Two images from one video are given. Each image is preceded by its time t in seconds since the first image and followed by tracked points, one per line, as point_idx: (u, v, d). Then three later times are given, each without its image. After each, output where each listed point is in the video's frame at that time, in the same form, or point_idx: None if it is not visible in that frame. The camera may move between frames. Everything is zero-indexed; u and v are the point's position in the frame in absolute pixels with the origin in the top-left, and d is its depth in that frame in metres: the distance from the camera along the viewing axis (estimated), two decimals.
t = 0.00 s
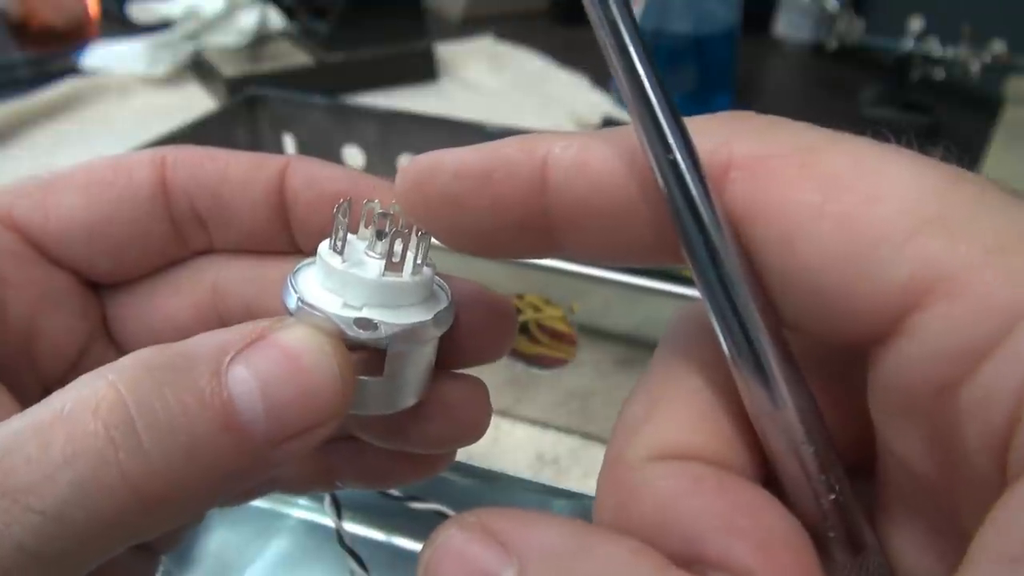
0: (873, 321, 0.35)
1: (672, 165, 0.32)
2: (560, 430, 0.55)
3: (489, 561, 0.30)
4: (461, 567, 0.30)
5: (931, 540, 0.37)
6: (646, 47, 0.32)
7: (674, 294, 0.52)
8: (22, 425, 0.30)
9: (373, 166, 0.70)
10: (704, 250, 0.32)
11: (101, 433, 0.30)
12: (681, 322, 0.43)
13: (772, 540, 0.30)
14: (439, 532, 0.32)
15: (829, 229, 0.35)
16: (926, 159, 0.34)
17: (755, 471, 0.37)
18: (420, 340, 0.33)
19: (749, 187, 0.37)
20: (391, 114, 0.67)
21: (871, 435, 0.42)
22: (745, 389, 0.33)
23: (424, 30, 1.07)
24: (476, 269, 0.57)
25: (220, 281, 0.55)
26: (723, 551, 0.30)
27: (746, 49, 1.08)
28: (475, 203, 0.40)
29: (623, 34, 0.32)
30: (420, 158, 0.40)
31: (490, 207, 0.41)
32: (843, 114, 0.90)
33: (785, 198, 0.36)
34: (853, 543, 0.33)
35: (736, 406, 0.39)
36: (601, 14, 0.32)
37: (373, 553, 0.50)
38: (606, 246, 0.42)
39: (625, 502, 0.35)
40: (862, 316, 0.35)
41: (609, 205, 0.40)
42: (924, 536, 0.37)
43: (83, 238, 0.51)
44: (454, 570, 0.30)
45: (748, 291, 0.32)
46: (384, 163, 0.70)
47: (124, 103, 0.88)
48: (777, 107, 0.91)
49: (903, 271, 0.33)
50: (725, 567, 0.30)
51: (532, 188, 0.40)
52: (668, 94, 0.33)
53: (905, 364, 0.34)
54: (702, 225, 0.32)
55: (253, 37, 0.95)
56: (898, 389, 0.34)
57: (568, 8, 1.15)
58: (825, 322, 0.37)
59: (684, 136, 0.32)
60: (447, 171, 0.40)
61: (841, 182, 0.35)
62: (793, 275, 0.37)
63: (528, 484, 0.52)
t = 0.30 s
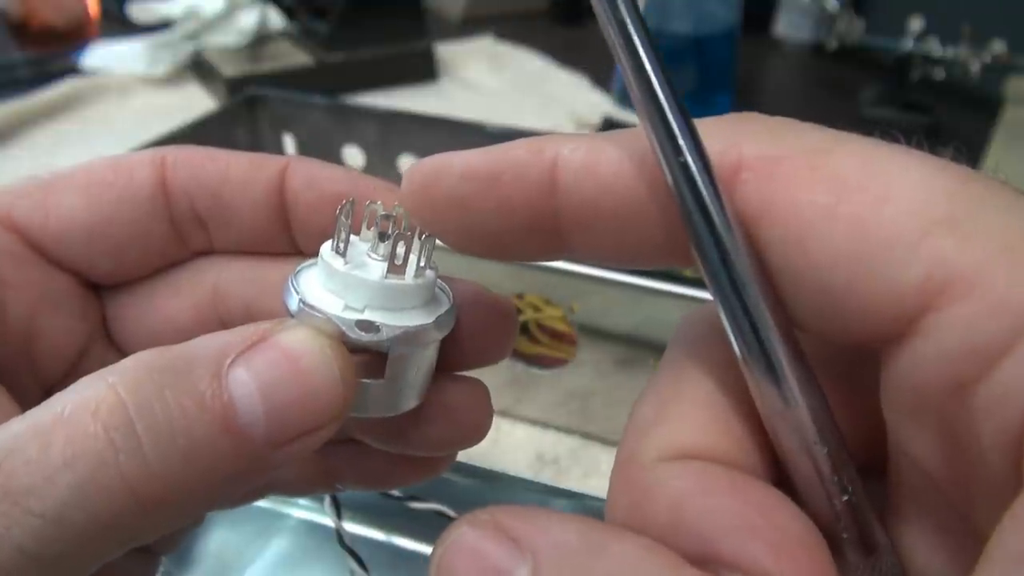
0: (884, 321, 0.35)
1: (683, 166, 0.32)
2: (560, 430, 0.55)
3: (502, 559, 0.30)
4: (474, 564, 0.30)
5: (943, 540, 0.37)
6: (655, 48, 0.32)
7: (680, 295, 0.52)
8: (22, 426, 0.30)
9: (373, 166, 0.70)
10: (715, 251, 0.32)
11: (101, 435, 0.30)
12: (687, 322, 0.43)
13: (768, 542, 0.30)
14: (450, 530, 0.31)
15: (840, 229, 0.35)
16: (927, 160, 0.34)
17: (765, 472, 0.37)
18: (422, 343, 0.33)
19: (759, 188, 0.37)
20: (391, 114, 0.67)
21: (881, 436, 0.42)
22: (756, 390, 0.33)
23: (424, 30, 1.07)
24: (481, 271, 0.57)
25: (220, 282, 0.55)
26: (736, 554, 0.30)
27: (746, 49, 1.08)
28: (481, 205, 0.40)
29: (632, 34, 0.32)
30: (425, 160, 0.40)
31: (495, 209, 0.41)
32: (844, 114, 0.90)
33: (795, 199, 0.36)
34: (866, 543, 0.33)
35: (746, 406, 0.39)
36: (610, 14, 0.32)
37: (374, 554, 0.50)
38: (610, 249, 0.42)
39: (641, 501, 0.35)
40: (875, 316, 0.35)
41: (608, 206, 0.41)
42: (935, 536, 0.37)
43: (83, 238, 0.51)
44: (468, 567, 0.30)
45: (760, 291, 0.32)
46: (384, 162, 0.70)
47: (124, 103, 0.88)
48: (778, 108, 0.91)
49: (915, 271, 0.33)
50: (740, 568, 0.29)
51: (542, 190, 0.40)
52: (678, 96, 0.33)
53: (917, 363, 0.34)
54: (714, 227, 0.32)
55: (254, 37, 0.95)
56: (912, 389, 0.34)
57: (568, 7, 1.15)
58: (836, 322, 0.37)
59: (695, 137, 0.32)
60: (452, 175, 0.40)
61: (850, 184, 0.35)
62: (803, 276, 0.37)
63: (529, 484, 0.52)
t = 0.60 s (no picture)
0: (885, 325, 0.35)
1: (683, 170, 0.31)
2: (560, 430, 0.55)
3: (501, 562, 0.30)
4: (472, 566, 0.30)
5: (940, 543, 0.37)
6: (655, 50, 0.32)
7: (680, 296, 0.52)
8: (26, 424, 0.30)
9: (373, 166, 0.70)
10: (716, 255, 0.32)
11: (105, 433, 0.30)
12: (684, 326, 0.43)
13: (768, 544, 0.30)
14: (450, 533, 0.31)
15: (839, 234, 0.35)
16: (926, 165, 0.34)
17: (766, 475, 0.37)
18: (423, 344, 0.32)
19: (758, 195, 0.36)
20: (391, 114, 0.67)
21: (878, 439, 0.42)
22: (756, 393, 0.33)
23: (424, 30, 1.07)
24: (481, 272, 0.57)
25: (222, 284, 0.55)
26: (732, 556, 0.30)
27: (746, 49, 1.08)
28: (482, 208, 0.40)
29: (633, 37, 0.32)
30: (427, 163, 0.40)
31: (496, 212, 0.41)
32: (843, 114, 0.90)
33: (795, 203, 0.36)
34: (865, 545, 0.33)
35: (747, 409, 0.39)
36: (610, 16, 0.32)
37: (373, 554, 0.50)
38: (604, 252, 0.42)
39: (639, 505, 0.35)
40: (875, 319, 0.35)
41: (603, 217, 0.40)
42: (934, 538, 0.37)
43: (85, 240, 0.51)
44: (466, 570, 0.30)
45: (760, 296, 0.32)
46: (384, 163, 0.70)
47: (123, 103, 0.88)
48: (778, 109, 0.91)
49: (913, 274, 0.33)
50: (737, 569, 0.29)
51: (542, 195, 0.40)
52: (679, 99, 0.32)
53: (916, 368, 0.34)
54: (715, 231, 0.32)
55: (254, 37, 0.95)
56: (910, 392, 0.34)
57: (567, 7, 1.14)
58: (836, 327, 0.37)
59: (696, 141, 0.32)
60: (454, 181, 0.40)
61: (846, 189, 0.35)
62: (804, 281, 0.36)
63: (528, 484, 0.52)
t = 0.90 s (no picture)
0: (917, 292, 0.35)
1: (722, 130, 0.31)
2: (560, 429, 0.56)
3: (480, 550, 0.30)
4: (452, 554, 0.30)
5: (964, 527, 0.37)
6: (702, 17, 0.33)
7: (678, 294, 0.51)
8: (16, 419, 0.30)
9: (373, 165, 0.70)
10: (750, 221, 0.31)
11: (95, 428, 0.30)
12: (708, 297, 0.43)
13: (761, 540, 0.30)
14: (427, 521, 0.31)
15: (873, 197, 0.35)
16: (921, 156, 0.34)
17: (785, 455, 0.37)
18: (418, 338, 0.33)
19: (795, 155, 0.37)
20: (391, 114, 0.67)
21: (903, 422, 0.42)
22: (784, 370, 0.32)
23: (424, 30, 1.07)
24: (481, 269, 0.56)
25: (218, 282, 0.55)
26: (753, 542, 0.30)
27: (746, 49, 1.08)
28: (516, 161, 0.41)
29: None
30: (466, 116, 0.42)
31: (530, 167, 0.41)
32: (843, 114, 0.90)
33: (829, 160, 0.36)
34: (884, 527, 0.34)
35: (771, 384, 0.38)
36: None
37: (371, 553, 0.50)
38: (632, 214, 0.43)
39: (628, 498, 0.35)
40: (908, 286, 0.35)
41: (631, 169, 0.41)
42: (954, 521, 0.38)
43: (83, 236, 0.51)
44: (445, 556, 0.30)
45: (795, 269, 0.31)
46: (384, 162, 0.70)
47: (124, 103, 0.88)
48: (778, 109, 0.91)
49: (943, 243, 0.33)
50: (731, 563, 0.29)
51: (576, 149, 0.41)
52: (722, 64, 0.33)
53: (944, 339, 0.33)
54: (750, 196, 0.31)
55: (254, 37, 0.95)
56: (939, 364, 0.34)
57: (567, 7, 1.14)
58: (871, 292, 0.37)
59: (735, 103, 0.32)
60: (486, 135, 0.41)
61: (886, 148, 0.35)
62: (840, 247, 0.36)
63: (527, 483, 0.52)
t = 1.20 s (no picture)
0: (874, 316, 0.35)
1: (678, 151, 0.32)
2: (560, 430, 0.55)
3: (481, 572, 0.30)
4: None
5: (931, 549, 0.37)
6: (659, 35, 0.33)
7: (679, 294, 0.52)
8: (15, 421, 0.30)
9: (373, 166, 0.70)
10: (708, 242, 0.31)
11: (94, 429, 0.30)
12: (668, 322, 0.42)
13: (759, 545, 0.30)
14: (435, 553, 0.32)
15: (828, 222, 0.35)
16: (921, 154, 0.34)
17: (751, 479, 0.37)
18: (418, 340, 0.33)
19: (745, 177, 0.37)
20: (391, 114, 0.67)
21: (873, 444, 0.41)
22: (747, 390, 0.33)
23: (424, 29, 1.07)
24: (481, 269, 0.56)
25: (219, 286, 0.55)
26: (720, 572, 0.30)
27: (746, 49, 1.08)
28: (471, 195, 0.40)
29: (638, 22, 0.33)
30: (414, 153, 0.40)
31: (482, 200, 0.40)
32: (844, 113, 0.90)
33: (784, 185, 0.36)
34: (853, 549, 0.33)
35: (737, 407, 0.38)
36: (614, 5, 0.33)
37: (372, 553, 0.50)
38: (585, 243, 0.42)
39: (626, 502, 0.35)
40: (863, 313, 0.35)
41: (586, 198, 0.40)
42: (917, 545, 0.37)
43: (84, 238, 0.51)
44: None
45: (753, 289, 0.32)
46: (384, 163, 0.70)
47: (124, 103, 0.88)
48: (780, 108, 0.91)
49: (902, 266, 0.33)
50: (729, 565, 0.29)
51: (526, 179, 0.40)
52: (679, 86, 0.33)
53: (901, 361, 0.34)
54: (708, 218, 0.31)
55: (254, 37, 0.95)
56: (895, 388, 0.34)
57: (567, 7, 1.14)
58: (827, 318, 0.37)
59: (691, 124, 0.32)
60: (438, 170, 0.40)
61: (839, 174, 0.35)
62: (792, 269, 0.36)
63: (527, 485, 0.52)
